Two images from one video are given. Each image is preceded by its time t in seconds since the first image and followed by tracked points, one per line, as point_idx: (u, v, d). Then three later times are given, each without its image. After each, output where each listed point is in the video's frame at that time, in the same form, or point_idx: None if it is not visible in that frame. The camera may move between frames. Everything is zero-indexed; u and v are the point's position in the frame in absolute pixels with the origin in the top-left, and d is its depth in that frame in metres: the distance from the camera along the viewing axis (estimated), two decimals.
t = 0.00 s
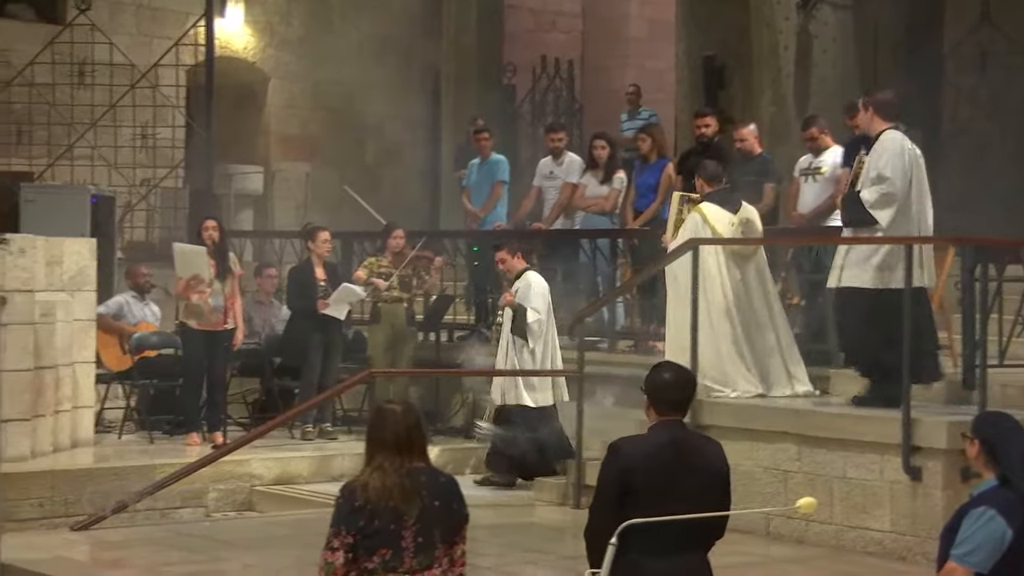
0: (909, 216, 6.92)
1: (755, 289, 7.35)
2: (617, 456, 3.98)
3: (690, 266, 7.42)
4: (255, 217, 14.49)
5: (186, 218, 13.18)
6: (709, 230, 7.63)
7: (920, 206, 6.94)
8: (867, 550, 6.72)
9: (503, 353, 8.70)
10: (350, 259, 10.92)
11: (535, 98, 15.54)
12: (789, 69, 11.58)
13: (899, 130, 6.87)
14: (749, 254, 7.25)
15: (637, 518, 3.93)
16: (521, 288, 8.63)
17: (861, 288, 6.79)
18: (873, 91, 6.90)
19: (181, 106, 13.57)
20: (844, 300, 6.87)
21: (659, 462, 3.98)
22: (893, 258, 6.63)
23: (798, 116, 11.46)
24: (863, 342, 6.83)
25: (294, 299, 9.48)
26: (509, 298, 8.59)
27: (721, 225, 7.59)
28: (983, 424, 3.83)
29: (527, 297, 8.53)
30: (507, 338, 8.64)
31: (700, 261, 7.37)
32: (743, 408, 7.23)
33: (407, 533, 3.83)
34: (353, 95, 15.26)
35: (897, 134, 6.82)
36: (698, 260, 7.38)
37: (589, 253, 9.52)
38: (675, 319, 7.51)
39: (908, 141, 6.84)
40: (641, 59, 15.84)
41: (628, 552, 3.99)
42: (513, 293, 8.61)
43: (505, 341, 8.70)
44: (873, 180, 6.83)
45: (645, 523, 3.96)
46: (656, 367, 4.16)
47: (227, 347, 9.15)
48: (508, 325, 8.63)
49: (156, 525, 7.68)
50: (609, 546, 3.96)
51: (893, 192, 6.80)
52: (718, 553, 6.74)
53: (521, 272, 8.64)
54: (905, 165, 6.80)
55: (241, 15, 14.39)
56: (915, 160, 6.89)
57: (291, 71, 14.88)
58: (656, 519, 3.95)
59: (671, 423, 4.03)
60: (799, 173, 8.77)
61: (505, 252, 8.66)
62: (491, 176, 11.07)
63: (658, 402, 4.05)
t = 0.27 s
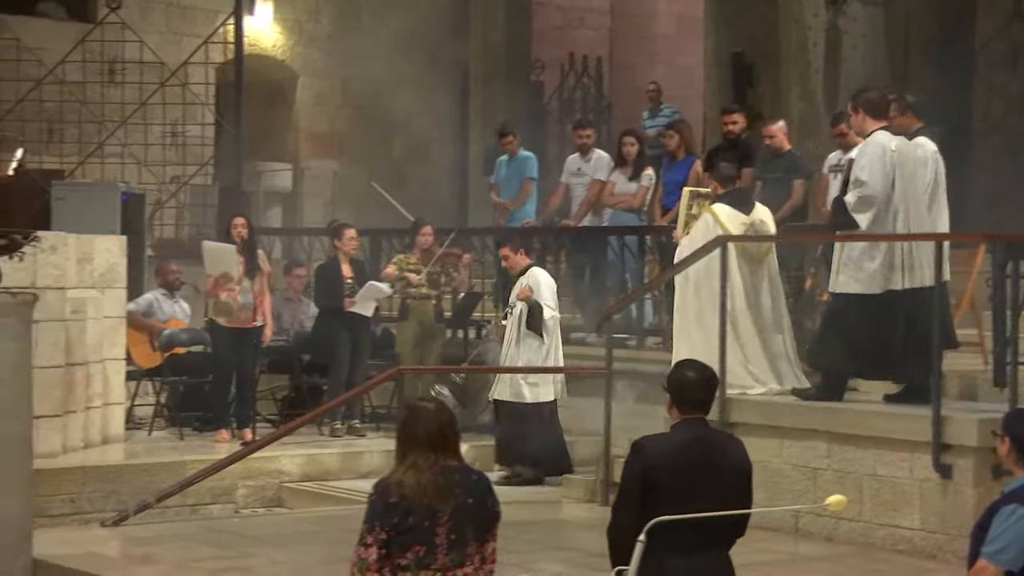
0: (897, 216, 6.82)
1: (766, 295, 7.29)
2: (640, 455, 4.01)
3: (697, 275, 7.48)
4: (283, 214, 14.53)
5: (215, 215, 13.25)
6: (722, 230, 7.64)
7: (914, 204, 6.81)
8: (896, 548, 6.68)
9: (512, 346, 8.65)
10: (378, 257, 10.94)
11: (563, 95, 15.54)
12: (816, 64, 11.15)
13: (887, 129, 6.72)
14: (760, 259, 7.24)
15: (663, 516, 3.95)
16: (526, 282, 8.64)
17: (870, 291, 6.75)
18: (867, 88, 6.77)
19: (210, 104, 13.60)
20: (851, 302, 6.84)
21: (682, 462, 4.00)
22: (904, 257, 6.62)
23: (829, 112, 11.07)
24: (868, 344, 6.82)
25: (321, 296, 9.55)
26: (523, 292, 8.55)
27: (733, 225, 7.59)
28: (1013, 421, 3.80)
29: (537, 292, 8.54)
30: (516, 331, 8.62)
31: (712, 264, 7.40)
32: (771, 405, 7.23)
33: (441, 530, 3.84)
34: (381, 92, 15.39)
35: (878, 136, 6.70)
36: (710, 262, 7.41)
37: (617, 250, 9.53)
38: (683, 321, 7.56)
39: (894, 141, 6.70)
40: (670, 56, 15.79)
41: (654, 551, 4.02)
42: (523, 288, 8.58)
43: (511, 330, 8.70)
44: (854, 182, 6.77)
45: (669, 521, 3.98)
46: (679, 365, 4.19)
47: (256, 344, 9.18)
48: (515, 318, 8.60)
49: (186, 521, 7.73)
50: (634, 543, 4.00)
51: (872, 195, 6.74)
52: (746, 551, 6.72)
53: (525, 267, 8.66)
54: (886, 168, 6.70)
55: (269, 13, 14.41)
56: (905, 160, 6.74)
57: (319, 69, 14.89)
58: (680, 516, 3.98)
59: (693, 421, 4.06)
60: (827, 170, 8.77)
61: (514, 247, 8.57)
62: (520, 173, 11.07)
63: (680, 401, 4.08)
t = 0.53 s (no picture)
0: (879, 212, 7.02)
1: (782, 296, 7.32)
2: (662, 454, 4.06)
3: (709, 283, 7.45)
4: (308, 212, 14.56)
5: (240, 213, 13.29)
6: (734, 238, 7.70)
7: (898, 202, 7.00)
8: (923, 547, 6.65)
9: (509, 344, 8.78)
10: (403, 255, 10.94)
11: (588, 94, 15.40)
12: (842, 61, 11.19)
13: (873, 125, 6.94)
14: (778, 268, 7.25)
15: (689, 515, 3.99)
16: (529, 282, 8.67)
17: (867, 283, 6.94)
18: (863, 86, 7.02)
19: (235, 102, 13.62)
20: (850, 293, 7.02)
21: (703, 461, 4.05)
22: (899, 252, 6.77)
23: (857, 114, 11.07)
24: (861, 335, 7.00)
25: (346, 295, 9.52)
26: (529, 293, 8.56)
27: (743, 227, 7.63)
28: None
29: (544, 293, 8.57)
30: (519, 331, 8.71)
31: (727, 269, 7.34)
32: (797, 404, 7.19)
33: (470, 527, 3.85)
34: (406, 91, 15.40)
35: (862, 132, 6.92)
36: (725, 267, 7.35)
37: (642, 247, 9.49)
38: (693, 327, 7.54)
39: (879, 138, 6.91)
40: (695, 53, 15.75)
41: (677, 549, 4.06)
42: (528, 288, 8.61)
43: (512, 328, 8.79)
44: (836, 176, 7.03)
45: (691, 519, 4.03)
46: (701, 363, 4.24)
47: (282, 341, 9.19)
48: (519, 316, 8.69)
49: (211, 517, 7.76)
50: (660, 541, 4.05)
51: (850, 189, 6.97)
52: (772, 549, 6.70)
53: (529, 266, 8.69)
54: (866, 164, 6.91)
55: (294, 11, 14.43)
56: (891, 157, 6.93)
57: (344, 67, 14.90)
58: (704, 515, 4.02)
59: (714, 421, 4.12)
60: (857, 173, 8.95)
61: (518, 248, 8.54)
62: (546, 171, 11.04)
63: (702, 401, 4.13)
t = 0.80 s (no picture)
0: (883, 207, 7.03)
1: (802, 301, 7.14)
2: (690, 451, 4.08)
3: (728, 286, 7.45)
4: (337, 210, 14.60)
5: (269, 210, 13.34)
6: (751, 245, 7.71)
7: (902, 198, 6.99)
8: (953, 545, 6.64)
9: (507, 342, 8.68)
10: (431, 251, 10.95)
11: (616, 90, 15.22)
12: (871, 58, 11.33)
13: (878, 121, 6.96)
14: (796, 272, 7.08)
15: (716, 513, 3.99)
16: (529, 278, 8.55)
17: (874, 281, 6.93)
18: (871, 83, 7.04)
19: (265, 100, 13.65)
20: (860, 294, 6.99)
21: (731, 459, 4.07)
22: (909, 247, 6.75)
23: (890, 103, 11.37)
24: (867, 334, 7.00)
25: (374, 292, 9.52)
26: (521, 293, 8.47)
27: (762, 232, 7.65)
28: None
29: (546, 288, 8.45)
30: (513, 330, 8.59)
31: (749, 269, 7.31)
32: (827, 400, 7.15)
33: (498, 525, 3.86)
34: (434, 88, 15.42)
35: (866, 127, 6.95)
36: (746, 269, 7.33)
37: (670, 244, 9.45)
38: (711, 331, 7.53)
39: (883, 134, 6.93)
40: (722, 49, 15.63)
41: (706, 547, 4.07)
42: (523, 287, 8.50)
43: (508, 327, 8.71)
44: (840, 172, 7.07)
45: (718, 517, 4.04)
46: (728, 361, 4.27)
47: (310, 338, 9.20)
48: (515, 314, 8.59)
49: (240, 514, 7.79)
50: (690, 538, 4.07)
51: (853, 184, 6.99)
52: (801, 547, 6.69)
53: (531, 261, 8.53)
54: (868, 159, 6.94)
55: (323, 9, 14.46)
56: (895, 153, 6.95)
57: (372, 64, 14.93)
58: (731, 512, 4.03)
59: (743, 419, 4.13)
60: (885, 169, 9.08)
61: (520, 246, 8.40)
62: (574, 168, 11.05)
63: (729, 398, 4.15)
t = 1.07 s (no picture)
0: (898, 204, 6.96)
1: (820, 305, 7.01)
2: (715, 448, 4.08)
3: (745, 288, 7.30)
4: (364, 207, 14.64)
5: (297, 207, 13.39)
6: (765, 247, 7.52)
7: (916, 195, 6.91)
8: (982, 543, 6.62)
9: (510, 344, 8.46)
10: (457, 247, 10.96)
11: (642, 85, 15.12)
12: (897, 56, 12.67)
13: (896, 117, 6.90)
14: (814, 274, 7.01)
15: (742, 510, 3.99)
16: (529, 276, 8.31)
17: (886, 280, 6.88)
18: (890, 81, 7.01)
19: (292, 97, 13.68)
20: (875, 291, 6.94)
21: (757, 456, 4.06)
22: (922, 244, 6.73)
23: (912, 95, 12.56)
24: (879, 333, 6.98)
25: (401, 288, 9.59)
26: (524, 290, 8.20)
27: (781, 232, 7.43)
28: None
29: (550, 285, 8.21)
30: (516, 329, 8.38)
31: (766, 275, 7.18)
32: (856, 397, 7.12)
33: (524, 520, 3.88)
34: (460, 85, 15.42)
35: (885, 122, 6.89)
36: (762, 276, 7.21)
37: (697, 241, 9.36)
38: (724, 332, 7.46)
39: (901, 130, 6.87)
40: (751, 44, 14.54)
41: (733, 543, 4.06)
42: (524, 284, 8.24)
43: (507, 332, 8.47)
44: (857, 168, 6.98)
45: (745, 514, 4.03)
46: (753, 358, 4.27)
47: (337, 335, 9.24)
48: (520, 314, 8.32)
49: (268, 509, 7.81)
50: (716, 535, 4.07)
51: (868, 179, 6.92)
52: (829, 545, 6.67)
53: (529, 259, 8.33)
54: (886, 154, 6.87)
55: (350, 6, 14.46)
56: (913, 149, 6.88)
57: (399, 61, 14.93)
58: (757, 510, 4.03)
59: (767, 415, 4.13)
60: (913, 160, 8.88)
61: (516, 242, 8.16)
62: (600, 166, 11.07)
63: (753, 394, 4.15)
